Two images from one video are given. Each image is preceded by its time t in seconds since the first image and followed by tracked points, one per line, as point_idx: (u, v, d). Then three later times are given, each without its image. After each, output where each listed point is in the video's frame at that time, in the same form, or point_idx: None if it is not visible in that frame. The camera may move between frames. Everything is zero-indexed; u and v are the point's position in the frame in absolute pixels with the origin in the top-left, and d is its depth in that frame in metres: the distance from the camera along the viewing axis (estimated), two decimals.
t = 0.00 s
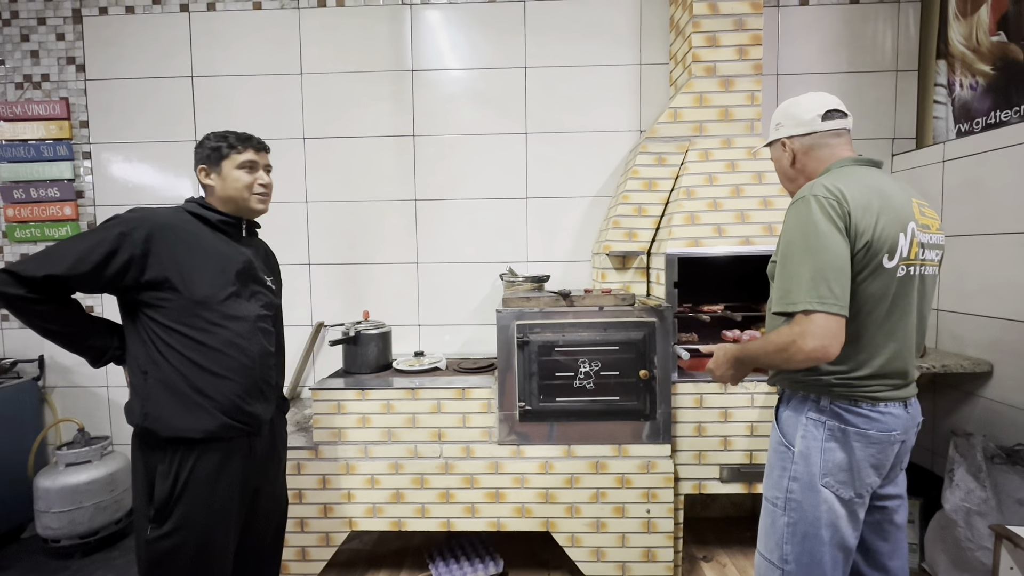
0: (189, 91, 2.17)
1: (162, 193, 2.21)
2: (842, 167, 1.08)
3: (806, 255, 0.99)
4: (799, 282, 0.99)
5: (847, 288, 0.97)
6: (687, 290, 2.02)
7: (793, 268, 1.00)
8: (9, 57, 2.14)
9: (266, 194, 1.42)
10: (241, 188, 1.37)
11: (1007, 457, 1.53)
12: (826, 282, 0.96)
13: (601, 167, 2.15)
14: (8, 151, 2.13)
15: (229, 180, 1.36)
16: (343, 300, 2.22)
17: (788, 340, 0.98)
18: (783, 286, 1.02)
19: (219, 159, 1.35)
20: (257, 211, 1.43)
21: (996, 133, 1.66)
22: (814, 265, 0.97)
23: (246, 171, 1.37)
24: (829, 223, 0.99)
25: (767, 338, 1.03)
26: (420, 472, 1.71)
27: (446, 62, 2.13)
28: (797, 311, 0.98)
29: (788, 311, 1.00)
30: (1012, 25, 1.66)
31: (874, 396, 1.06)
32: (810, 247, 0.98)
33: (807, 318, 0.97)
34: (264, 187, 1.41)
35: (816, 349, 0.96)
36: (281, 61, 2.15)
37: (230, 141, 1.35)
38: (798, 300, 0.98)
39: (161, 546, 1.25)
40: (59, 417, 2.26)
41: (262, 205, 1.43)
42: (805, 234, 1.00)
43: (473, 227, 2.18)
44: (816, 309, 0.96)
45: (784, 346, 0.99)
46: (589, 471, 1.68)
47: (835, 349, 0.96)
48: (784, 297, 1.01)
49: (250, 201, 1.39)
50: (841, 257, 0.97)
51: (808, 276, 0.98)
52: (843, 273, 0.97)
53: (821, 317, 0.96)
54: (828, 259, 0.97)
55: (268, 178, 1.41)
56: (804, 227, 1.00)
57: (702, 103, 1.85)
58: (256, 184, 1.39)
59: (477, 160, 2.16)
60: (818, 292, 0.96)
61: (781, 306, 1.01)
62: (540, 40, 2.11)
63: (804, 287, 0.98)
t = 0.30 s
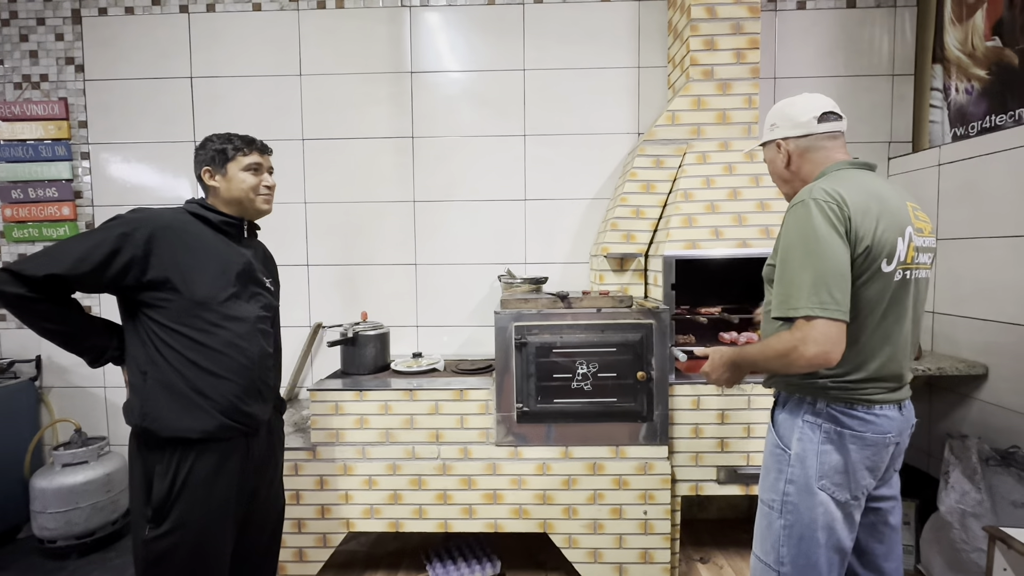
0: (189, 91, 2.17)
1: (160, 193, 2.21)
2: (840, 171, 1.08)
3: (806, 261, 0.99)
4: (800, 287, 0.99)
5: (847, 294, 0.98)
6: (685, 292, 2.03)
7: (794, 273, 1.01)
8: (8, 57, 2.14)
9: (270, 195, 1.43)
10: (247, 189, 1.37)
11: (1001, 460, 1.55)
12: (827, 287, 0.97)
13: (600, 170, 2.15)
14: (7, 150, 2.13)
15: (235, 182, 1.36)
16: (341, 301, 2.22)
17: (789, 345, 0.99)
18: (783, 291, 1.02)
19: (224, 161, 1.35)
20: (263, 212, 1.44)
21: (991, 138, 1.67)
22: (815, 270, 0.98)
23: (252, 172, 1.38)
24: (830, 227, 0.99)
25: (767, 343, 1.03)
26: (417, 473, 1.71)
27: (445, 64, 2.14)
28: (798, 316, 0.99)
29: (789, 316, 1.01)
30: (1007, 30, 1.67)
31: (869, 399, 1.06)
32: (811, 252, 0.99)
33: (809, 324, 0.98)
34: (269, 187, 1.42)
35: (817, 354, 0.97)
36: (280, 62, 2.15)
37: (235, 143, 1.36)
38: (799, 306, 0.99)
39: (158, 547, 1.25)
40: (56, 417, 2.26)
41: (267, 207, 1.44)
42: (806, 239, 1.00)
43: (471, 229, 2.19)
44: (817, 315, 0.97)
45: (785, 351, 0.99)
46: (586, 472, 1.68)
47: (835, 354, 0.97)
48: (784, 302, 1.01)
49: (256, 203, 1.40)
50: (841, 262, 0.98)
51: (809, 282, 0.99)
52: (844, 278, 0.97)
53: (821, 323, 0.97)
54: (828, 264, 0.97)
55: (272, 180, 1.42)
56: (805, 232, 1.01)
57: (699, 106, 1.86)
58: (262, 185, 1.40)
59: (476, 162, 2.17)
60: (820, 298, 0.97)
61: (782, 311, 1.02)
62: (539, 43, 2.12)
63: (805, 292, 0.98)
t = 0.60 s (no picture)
0: (187, 91, 2.17)
1: (157, 193, 2.21)
2: (835, 172, 1.08)
3: (803, 263, 1.00)
4: (796, 290, 0.99)
5: (843, 297, 0.98)
6: (683, 293, 2.03)
7: (790, 275, 1.01)
8: (5, 55, 2.13)
9: (269, 196, 1.43)
10: (247, 190, 1.37)
11: (998, 462, 1.55)
12: (823, 290, 0.97)
13: (598, 171, 2.16)
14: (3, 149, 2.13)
15: (233, 182, 1.36)
16: (339, 301, 2.22)
17: (785, 349, 0.99)
18: (780, 294, 1.02)
19: (223, 161, 1.35)
20: (262, 212, 1.44)
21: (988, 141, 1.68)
22: (811, 273, 0.98)
23: (250, 172, 1.37)
24: (826, 230, 1.00)
25: (762, 346, 1.04)
26: (415, 473, 1.71)
27: (444, 65, 2.14)
28: (794, 319, 0.99)
29: (785, 319, 1.01)
30: (1003, 34, 1.68)
31: (864, 401, 1.06)
32: (808, 255, 0.99)
33: (805, 327, 0.98)
34: (269, 188, 1.42)
35: (813, 357, 0.97)
36: (278, 62, 2.15)
37: (233, 143, 1.35)
38: (795, 309, 0.99)
39: (154, 547, 1.24)
40: (51, 417, 2.25)
41: (265, 207, 1.43)
42: (803, 241, 1.00)
43: (469, 229, 2.18)
44: (813, 318, 0.97)
45: (781, 354, 1.00)
46: (584, 473, 1.68)
47: (831, 357, 0.98)
48: (781, 305, 1.02)
49: (254, 203, 1.40)
50: (838, 265, 0.98)
51: (806, 285, 0.99)
52: (841, 281, 0.98)
53: (818, 326, 0.97)
54: (825, 267, 0.98)
55: (270, 180, 1.42)
56: (801, 234, 1.01)
57: (698, 108, 1.87)
58: (260, 185, 1.40)
59: (475, 163, 2.17)
60: (816, 301, 0.97)
61: (778, 315, 1.02)
62: (538, 44, 2.12)
63: (801, 295, 0.99)
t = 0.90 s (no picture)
0: (188, 89, 2.16)
1: (158, 191, 2.20)
2: (833, 172, 1.08)
3: (802, 265, 0.99)
4: (796, 292, 0.99)
5: (844, 298, 0.97)
6: (684, 294, 2.02)
7: (790, 277, 1.01)
8: (7, 53, 2.13)
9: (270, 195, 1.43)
10: (247, 189, 1.37)
11: (1000, 464, 1.55)
12: (824, 292, 0.97)
13: (600, 171, 2.15)
14: (5, 147, 2.12)
15: (235, 181, 1.36)
16: (340, 301, 2.21)
17: (785, 351, 0.99)
18: (779, 296, 1.02)
19: (225, 160, 1.34)
20: (263, 211, 1.44)
21: (993, 142, 1.67)
22: (812, 275, 0.98)
23: (252, 172, 1.37)
24: (826, 231, 0.99)
25: (763, 349, 1.03)
26: (415, 473, 1.70)
27: (446, 64, 2.13)
28: (794, 321, 0.99)
29: (786, 321, 1.00)
30: (1007, 35, 1.67)
31: (864, 403, 1.06)
32: (808, 257, 0.99)
33: (805, 329, 0.97)
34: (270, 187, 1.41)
35: (814, 360, 0.96)
36: (280, 61, 2.15)
37: (236, 142, 1.35)
38: (795, 311, 0.99)
39: (154, 546, 1.24)
40: (51, 415, 2.24)
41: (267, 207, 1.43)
42: (802, 243, 1.00)
43: (471, 229, 2.18)
44: (814, 320, 0.97)
45: (781, 357, 0.99)
46: (585, 474, 1.67)
47: (832, 359, 0.97)
48: (781, 307, 1.01)
49: (256, 203, 1.40)
50: (837, 266, 0.97)
51: (805, 286, 0.98)
52: (841, 282, 0.97)
53: (818, 328, 0.97)
54: (825, 268, 0.97)
55: (273, 180, 1.41)
56: (801, 235, 1.01)
57: (701, 108, 1.86)
58: (262, 185, 1.40)
59: (477, 163, 2.16)
60: (816, 303, 0.97)
61: (778, 317, 1.02)
62: (541, 44, 2.12)
63: (801, 297, 0.98)
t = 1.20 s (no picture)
0: (190, 88, 2.16)
1: (160, 190, 2.20)
2: (831, 174, 1.07)
3: (799, 268, 0.99)
4: (792, 295, 0.99)
5: (840, 301, 0.97)
6: (686, 295, 2.02)
7: (786, 280, 1.00)
8: (9, 51, 2.13)
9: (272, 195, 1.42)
10: (247, 190, 1.37)
11: (1003, 467, 1.54)
12: (820, 295, 0.96)
13: (601, 172, 2.15)
14: (6, 145, 2.12)
15: (236, 181, 1.36)
16: (341, 300, 2.21)
17: (780, 354, 0.98)
18: (775, 299, 1.02)
19: (227, 160, 1.34)
20: (263, 212, 1.44)
21: (996, 143, 1.67)
22: (808, 278, 0.97)
23: (254, 172, 1.37)
24: (823, 234, 0.99)
25: (757, 352, 1.03)
26: (417, 474, 1.70)
27: (448, 64, 2.13)
28: (789, 325, 0.98)
29: (781, 324, 1.00)
30: (1011, 37, 1.67)
31: (861, 405, 1.05)
32: (804, 260, 0.98)
33: (800, 333, 0.97)
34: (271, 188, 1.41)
35: (809, 363, 0.96)
36: (282, 60, 2.15)
37: (238, 142, 1.35)
38: (790, 314, 0.98)
39: (155, 546, 1.24)
40: (52, 413, 2.24)
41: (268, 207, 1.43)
42: (799, 246, 0.99)
43: (473, 229, 2.18)
44: (809, 324, 0.96)
45: (775, 360, 0.99)
46: (586, 475, 1.67)
47: (827, 362, 0.97)
48: (776, 310, 1.01)
49: (257, 203, 1.40)
50: (835, 269, 0.97)
51: (801, 290, 0.98)
52: (837, 286, 0.97)
53: (813, 331, 0.96)
54: (822, 271, 0.97)
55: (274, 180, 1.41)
56: (798, 238, 1.00)
57: (703, 109, 1.86)
58: (264, 185, 1.39)
59: (479, 163, 2.16)
60: (812, 306, 0.96)
61: (772, 320, 1.01)
62: (543, 44, 2.12)
63: (797, 300, 0.98)
